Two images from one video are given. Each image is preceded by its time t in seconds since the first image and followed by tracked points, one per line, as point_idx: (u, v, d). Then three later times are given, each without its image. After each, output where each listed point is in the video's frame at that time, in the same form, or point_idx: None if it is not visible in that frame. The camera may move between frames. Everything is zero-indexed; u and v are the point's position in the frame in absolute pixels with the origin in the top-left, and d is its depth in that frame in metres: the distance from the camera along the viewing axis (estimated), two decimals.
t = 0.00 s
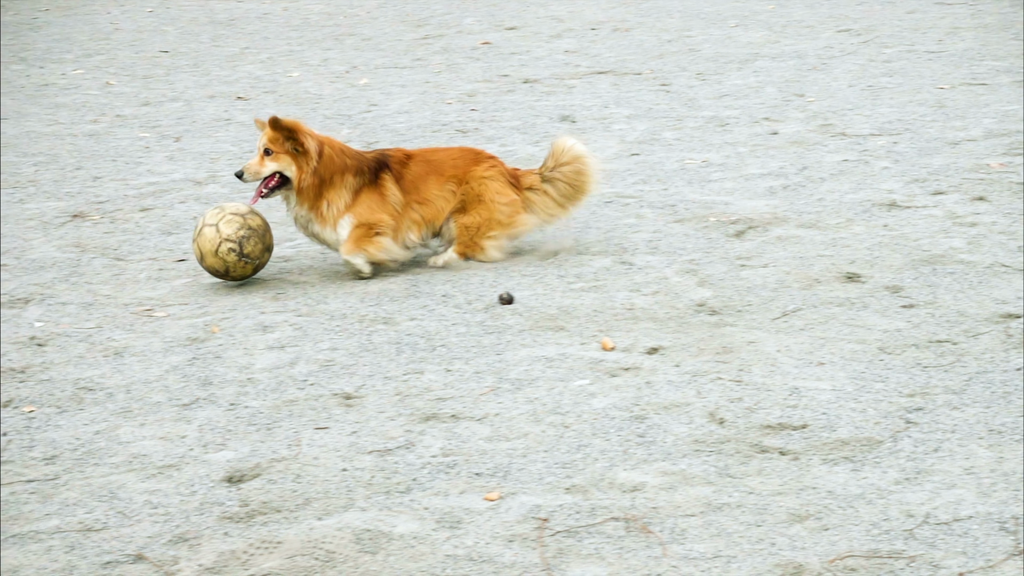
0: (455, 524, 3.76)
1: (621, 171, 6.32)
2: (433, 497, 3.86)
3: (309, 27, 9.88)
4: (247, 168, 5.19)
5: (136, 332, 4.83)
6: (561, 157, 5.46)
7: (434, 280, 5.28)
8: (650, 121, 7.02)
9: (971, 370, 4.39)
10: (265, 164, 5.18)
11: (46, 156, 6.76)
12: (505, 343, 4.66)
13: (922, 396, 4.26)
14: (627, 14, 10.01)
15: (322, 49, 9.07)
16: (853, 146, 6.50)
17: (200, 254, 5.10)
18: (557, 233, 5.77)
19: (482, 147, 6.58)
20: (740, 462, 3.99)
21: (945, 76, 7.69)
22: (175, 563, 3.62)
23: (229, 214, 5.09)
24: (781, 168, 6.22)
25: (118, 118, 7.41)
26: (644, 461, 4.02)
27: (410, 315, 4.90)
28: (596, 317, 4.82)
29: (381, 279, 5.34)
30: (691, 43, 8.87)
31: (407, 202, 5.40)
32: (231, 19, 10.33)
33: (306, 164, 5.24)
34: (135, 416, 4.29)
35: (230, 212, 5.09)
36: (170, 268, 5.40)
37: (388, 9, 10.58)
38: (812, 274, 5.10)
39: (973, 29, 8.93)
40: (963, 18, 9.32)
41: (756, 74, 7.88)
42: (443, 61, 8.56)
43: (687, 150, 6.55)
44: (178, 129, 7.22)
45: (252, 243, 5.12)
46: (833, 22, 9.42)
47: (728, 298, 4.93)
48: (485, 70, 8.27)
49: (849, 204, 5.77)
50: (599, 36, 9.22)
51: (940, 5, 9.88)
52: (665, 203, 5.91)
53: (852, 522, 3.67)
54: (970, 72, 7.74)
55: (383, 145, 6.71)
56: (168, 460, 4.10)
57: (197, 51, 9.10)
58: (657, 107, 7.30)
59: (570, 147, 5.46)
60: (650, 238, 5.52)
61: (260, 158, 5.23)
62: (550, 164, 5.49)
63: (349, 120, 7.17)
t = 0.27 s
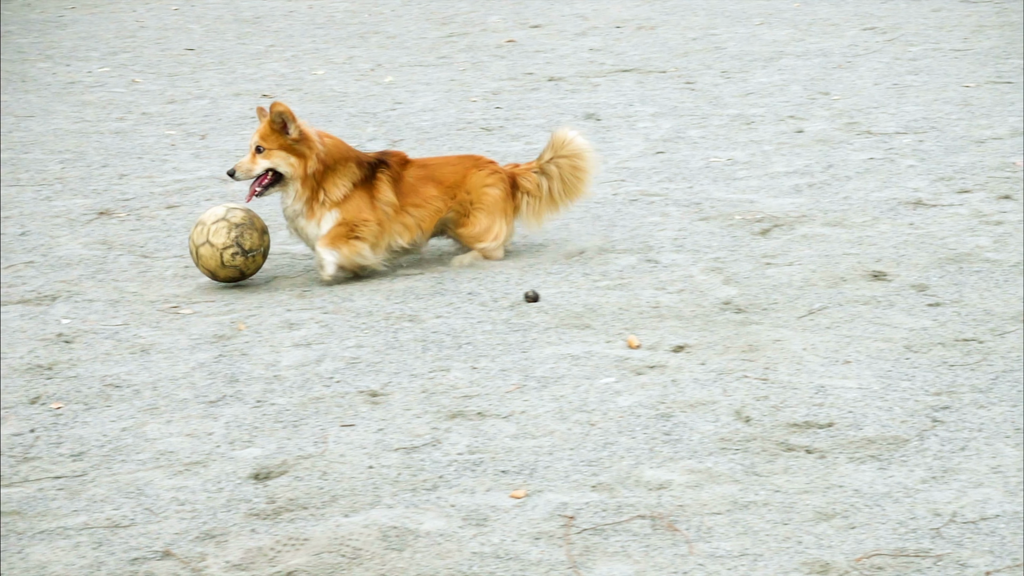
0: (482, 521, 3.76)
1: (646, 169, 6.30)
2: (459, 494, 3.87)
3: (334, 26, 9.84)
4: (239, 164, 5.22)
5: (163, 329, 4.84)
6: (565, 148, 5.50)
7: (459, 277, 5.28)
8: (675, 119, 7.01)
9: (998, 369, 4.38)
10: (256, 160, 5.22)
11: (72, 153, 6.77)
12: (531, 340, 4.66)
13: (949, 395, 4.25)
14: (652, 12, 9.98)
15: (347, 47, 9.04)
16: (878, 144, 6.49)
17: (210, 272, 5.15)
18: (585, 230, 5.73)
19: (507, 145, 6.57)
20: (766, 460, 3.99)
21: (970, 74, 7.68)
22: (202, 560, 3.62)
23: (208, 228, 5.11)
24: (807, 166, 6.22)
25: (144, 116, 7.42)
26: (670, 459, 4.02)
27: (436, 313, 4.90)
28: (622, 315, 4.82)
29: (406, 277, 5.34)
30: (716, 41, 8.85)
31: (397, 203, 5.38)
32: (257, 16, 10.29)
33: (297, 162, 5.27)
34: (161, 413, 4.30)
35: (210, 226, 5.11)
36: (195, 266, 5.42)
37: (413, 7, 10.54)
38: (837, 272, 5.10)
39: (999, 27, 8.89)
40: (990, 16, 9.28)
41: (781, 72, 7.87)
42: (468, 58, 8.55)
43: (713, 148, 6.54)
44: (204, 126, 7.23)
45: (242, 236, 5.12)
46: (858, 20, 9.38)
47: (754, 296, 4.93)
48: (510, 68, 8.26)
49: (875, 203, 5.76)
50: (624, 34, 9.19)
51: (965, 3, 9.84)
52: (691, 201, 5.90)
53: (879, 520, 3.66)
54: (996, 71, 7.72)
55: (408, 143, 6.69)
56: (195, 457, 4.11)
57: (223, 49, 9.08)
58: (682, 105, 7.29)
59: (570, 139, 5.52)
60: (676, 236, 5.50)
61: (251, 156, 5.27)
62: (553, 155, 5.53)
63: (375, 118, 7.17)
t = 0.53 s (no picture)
0: (513, 518, 3.76)
1: (676, 167, 6.28)
2: (491, 491, 3.87)
3: (363, 24, 9.80)
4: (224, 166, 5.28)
5: (194, 325, 4.86)
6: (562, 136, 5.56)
7: (489, 275, 5.28)
8: (705, 117, 7.00)
9: None
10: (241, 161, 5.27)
11: (103, 151, 6.79)
12: (561, 338, 4.66)
13: (981, 394, 4.24)
14: (681, 11, 9.93)
15: (376, 45, 9.01)
16: (909, 142, 6.48)
17: (231, 282, 5.19)
18: (616, 227, 5.68)
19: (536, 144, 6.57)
20: (798, 458, 3.98)
21: (1001, 72, 7.67)
22: (235, 556, 3.63)
23: (201, 250, 5.09)
24: (836, 164, 6.21)
25: (174, 113, 7.41)
26: (701, 457, 4.02)
27: (466, 310, 4.90)
28: (653, 313, 4.82)
29: (435, 274, 5.35)
30: (745, 39, 8.82)
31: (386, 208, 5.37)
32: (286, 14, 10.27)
33: (284, 161, 5.32)
34: (193, 410, 4.31)
35: (202, 248, 5.08)
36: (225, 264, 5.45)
37: (441, 5, 10.49)
38: (868, 271, 5.09)
39: None
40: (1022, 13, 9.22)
41: (811, 71, 7.86)
42: (497, 57, 8.54)
43: (743, 146, 6.52)
44: (234, 123, 7.22)
45: (235, 237, 5.12)
46: (888, 17, 9.34)
47: (785, 294, 4.93)
48: (539, 66, 8.24)
49: (906, 202, 5.75)
50: (653, 33, 9.14)
51: None
52: (721, 199, 5.88)
53: (910, 519, 3.66)
54: None
55: (437, 140, 6.69)
56: (226, 453, 4.12)
57: (252, 47, 9.06)
58: (712, 103, 7.28)
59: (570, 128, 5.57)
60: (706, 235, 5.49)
61: (239, 156, 5.34)
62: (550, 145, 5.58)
63: (404, 116, 7.17)
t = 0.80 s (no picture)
0: (546, 516, 3.77)
1: (708, 166, 6.25)
2: (524, 489, 3.87)
3: (394, 22, 9.58)
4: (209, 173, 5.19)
5: (227, 322, 4.88)
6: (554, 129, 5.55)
7: (520, 272, 5.27)
8: (736, 116, 6.97)
9: None
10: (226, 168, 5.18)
11: (135, 149, 6.76)
12: (593, 336, 4.67)
13: (1015, 393, 4.24)
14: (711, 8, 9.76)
15: (406, 43, 8.88)
16: (941, 141, 6.46)
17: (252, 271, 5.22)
18: (648, 225, 5.63)
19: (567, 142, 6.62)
20: (831, 457, 3.98)
21: None
22: (269, 553, 3.64)
23: (207, 267, 5.09)
24: (868, 163, 6.20)
25: (206, 111, 7.35)
26: (734, 456, 4.02)
27: (498, 308, 4.91)
28: (685, 311, 4.82)
29: (466, 270, 5.34)
30: (776, 37, 8.73)
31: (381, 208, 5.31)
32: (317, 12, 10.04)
33: (270, 166, 5.22)
34: (226, 407, 4.32)
35: (209, 265, 5.09)
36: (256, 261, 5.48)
37: (474, 2, 10.29)
38: (900, 270, 5.09)
39: None
40: None
41: (842, 69, 7.81)
42: (527, 55, 8.43)
43: (775, 145, 6.50)
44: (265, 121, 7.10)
45: (226, 235, 5.11)
46: (920, 15, 9.25)
47: (817, 293, 4.92)
48: (569, 64, 8.17)
49: (939, 202, 5.73)
50: (684, 31, 9.01)
51: None
52: (753, 197, 5.87)
53: (944, 519, 3.65)
54: None
55: (469, 138, 6.68)
56: (259, 450, 4.13)
57: (283, 44, 8.92)
58: (743, 101, 7.24)
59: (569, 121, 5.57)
60: (738, 234, 5.47)
61: (223, 163, 5.24)
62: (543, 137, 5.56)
63: (435, 114, 7.16)
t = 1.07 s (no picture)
0: (576, 515, 3.77)
1: (737, 165, 6.24)
2: (554, 487, 3.88)
3: (424, 20, 9.51)
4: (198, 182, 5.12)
5: (257, 321, 4.89)
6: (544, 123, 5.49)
7: (549, 270, 5.25)
8: (765, 115, 6.95)
9: None
10: (216, 177, 5.10)
11: (163, 147, 6.73)
12: (622, 335, 4.67)
13: None
14: (740, 5, 9.64)
15: (435, 41, 8.83)
16: (970, 140, 6.45)
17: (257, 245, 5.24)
18: (677, 224, 5.62)
19: (596, 141, 6.64)
20: (860, 457, 3.97)
21: None
22: (299, 550, 3.65)
23: (219, 271, 5.14)
24: (897, 162, 6.19)
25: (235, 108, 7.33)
26: (764, 455, 4.01)
27: (528, 306, 4.91)
28: (714, 310, 4.81)
29: (496, 267, 5.32)
30: (805, 36, 8.66)
31: (375, 210, 5.26)
32: (346, 10, 9.94)
33: (261, 173, 5.15)
34: (256, 404, 4.33)
35: (219, 268, 5.13)
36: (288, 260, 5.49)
37: None
38: (930, 269, 5.08)
39: None
40: None
41: (871, 68, 7.76)
42: (556, 54, 8.38)
43: (804, 144, 6.48)
44: (295, 120, 7.06)
45: (212, 237, 5.11)
46: (950, 12, 9.17)
47: (846, 292, 4.92)
48: (598, 63, 8.12)
49: (969, 202, 5.72)
50: (714, 29, 8.93)
51: None
52: (782, 196, 5.86)
53: (974, 519, 3.65)
54: None
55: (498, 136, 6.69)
56: (289, 448, 4.13)
57: (312, 43, 8.87)
58: (772, 100, 7.22)
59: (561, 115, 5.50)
60: (766, 232, 5.47)
61: (213, 171, 5.16)
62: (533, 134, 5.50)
63: (464, 112, 7.15)
